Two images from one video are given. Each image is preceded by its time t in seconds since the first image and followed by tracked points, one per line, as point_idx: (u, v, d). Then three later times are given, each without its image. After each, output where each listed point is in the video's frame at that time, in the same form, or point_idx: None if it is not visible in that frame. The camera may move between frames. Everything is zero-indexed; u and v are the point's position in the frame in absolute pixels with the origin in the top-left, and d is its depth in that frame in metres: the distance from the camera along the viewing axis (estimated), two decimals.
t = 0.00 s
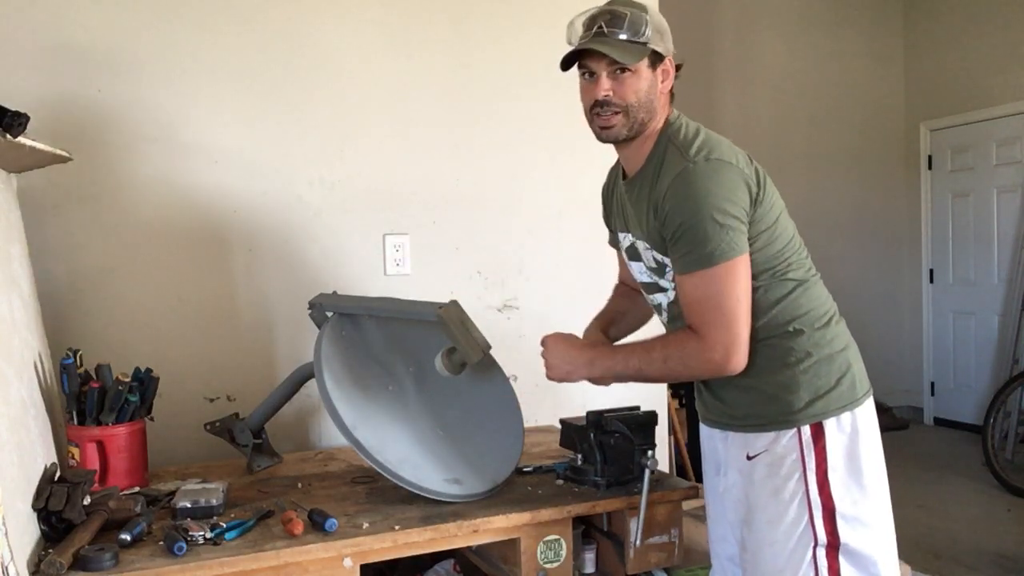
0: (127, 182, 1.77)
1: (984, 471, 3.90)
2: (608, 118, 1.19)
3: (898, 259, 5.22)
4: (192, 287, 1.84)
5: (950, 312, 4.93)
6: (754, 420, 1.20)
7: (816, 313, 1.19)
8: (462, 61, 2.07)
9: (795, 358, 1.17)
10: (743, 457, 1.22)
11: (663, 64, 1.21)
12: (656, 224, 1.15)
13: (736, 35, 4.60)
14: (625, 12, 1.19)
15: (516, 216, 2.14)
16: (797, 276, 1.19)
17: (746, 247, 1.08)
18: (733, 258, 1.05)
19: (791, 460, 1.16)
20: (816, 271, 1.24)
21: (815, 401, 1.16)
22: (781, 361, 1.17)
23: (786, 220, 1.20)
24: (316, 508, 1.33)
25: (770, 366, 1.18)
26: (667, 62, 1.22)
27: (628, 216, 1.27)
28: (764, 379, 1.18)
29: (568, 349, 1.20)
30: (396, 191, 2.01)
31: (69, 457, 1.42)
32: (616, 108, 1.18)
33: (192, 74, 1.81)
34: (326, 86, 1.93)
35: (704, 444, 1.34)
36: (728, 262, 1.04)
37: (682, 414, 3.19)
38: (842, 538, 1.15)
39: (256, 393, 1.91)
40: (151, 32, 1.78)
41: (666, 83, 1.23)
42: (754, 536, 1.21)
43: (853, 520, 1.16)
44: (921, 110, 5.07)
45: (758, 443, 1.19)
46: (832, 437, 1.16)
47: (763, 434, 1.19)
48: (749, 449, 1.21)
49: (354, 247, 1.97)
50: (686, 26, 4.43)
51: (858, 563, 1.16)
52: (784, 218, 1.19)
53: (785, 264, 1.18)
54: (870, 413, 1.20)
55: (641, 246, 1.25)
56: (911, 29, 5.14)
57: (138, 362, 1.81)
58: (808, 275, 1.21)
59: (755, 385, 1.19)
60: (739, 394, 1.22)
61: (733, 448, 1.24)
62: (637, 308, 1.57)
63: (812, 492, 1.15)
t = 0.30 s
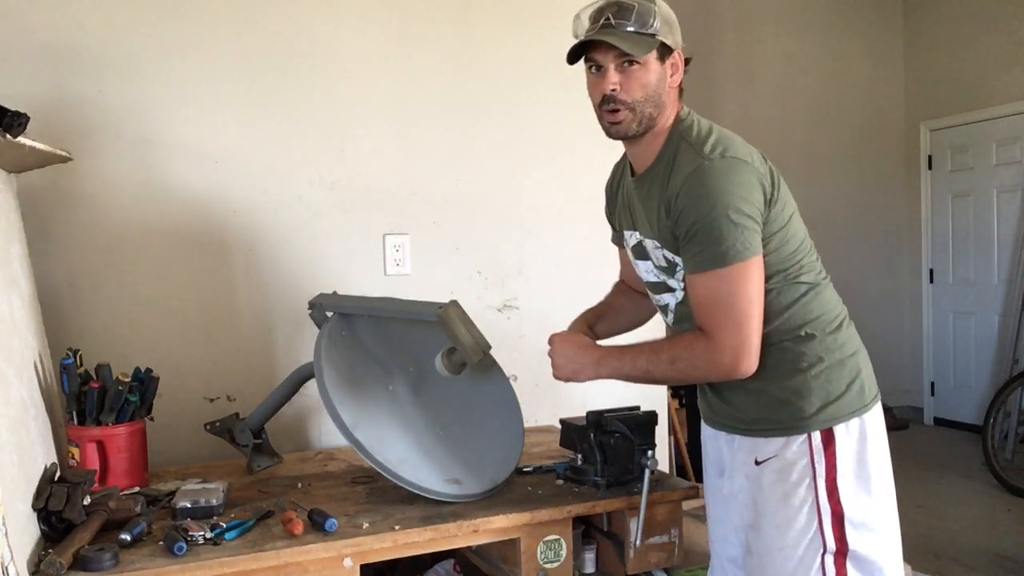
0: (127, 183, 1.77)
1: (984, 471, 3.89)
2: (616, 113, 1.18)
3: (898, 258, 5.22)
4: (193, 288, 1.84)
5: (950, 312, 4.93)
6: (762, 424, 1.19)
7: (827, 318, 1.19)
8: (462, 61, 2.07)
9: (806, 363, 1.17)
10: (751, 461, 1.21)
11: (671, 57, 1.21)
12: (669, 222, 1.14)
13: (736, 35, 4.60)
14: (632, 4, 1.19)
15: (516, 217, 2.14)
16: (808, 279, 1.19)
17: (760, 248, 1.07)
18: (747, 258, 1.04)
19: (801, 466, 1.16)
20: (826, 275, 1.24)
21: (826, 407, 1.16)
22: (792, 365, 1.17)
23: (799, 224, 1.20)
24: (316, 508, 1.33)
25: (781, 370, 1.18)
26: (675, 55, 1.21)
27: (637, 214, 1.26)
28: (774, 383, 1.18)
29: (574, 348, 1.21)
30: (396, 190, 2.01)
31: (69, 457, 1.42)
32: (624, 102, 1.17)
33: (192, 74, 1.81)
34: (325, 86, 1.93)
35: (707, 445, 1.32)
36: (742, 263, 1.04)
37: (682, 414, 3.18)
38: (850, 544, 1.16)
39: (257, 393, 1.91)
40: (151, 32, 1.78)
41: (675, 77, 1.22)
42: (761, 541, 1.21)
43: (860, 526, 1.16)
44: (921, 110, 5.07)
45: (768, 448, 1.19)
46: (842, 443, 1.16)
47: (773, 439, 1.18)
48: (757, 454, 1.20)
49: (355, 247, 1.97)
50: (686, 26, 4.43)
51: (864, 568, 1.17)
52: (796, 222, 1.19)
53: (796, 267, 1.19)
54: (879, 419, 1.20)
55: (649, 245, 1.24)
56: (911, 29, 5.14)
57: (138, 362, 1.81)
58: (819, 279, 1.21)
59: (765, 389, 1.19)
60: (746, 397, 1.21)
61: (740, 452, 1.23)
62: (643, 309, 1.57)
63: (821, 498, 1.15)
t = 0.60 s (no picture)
0: (127, 183, 1.77)
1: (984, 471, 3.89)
2: (592, 132, 1.19)
3: (898, 258, 5.22)
4: (193, 288, 1.84)
5: (950, 312, 4.93)
6: (769, 428, 1.19)
7: (836, 320, 1.19)
8: (462, 61, 2.07)
9: (814, 366, 1.17)
10: (757, 464, 1.21)
11: (638, 63, 1.13)
12: (677, 223, 1.13)
13: (735, 35, 4.60)
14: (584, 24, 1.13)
15: (516, 217, 2.14)
16: (817, 282, 1.19)
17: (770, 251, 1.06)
18: (758, 263, 1.03)
19: (808, 470, 1.16)
20: (835, 277, 1.23)
21: (833, 411, 1.16)
22: (800, 369, 1.17)
23: (809, 225, 1.19)
24: (316, 508, 1.33)
25: (789, 373, 1.17)
26: (642, 59, 1.13)
27: (643, 212, 1.25)
28: (782, 387, 1.18)
29: (580, 360, 1.21)
30: (396, 191, 2.01)
31: (69, 457, 1.42)
32: (595, 124, 1.18)
33: (192, 74, 1.81)
34: (325, 86, 1.93)
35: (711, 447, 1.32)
36: (752, 267, 1.03)
37: (682, 414, 3.19)
38: (855, 549, 1.16)
39: (257, 393, 1.91)
40: (151, 32, 1.78)
41: (650, 78, 1.15)
42: (766, 545, 1.20)
43: (865, 531, 1.17)
44: (921, 110, 5.07)
45: (775, 452, 1.18)
46: (849, 448, 1.16)
47: (780, 442, 1.18)
48: (763, 457, 1.20)
49: (355, 247, 1.98)
50: (686, 26, 4.42)
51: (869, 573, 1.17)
52: (806, 223, 1.18)
53: (806, 269, 1.18)
54: (884, 422, 1.21)
55: (656, 246, 1.23)
56: (911, 29, 5.14)
57: (139, 362, 1.81)
58: (828, 281, 1.21)
59: (772, 392, 1.19)
60: (752, 401, 1.21)
61: (746, 455, 1.22)
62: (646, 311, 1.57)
63: (828, 503, 1.15)
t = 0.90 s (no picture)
0: (128, 183, 1.77)
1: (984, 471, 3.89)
2: (585, 141, 1.25)
3: (898, 259, 5.22)
4: (193, 288, 1.84)
5: (950, 312, 4.93)
6: (767, 434, 1.19)
7: (839, 327, 1.18)
8: (462, 61, 2.07)
9: (813, 374, 1.16)
10: (755, 471, 1.21)
11: (608, 72, 1.16)
12: (675, 224, 1.13)
13: (735, 35, 4.60)
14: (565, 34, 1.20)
15: (516, 217, 2.14)
16: (820, 288, 1.18)
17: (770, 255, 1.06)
18: (756, 268, 1.03)
19: (804, 480, 1.16)
20: (840, 282, 1.22)
21: (832, 420, 1.15)
22: (800, 375, 1.16)
23: (814, 229, 1.18)
24: (316, 508, 1.33)
25: (788, 380, 1.17)
26: (611, 68, 1.15)
27: (643, 212, 1.25)
28: (782, 393, 1.17)
29: (579, 356, 1.15)
30: (395, 191, 2.01)
31: (69, 457, 1.42)
32: (581, 133, 1.23)
33: (192, 74, 1.81)
34: (324, 86, 1.93)
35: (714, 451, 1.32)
36: (752, 273, 1.03)
37: (682, 414, 3.19)
38: (852, 561, 1.16)
39: (257, 394, 1.91)
40: (151, 32, 1.78)
41: (624, 86, 1.16)
42: (762, 552, 1.21)
43: (864, 543, 1.17)
44: (921, 110, 5.07)
45: (772, 460, 1.19)
46: (847, 458, 1.16)
47: (777, 450, 1.18)
48: (761, 464, 1.20)
49: (355, 247, 1.98)
50: (686, 26, 4.42)
51: None
52: (810, 225, 1.17)
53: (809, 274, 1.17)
54: (887, 431, 1.20)
55: (657, 247, 1.23)
56: (911, 29, 5.14)
57: (138, 363, 1.81)
58: (832, 287, 1.19)
59: (772, 399, 1.18)
60: (752, 406, 1.21)
61: (745, 461, 1.23)
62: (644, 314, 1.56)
63: (824, 514, 1.16)
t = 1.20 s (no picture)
0: (129, 183, 1.78)
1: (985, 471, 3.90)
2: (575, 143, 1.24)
3: (898, 259, 5.22)
4: (193, 288, 1.84)
5: (950, 312, 4.93)
6: (760, 444, 1.18)
7: (841, 336, 1.15)
8: (462, 61, 2.07)
9: (811, 384, 1.14)
10: (746, 481, 1.21)
11: (589, 75, 1.14)
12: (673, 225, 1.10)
13: (735, 35, 4.61)
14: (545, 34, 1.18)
15: (516, 217, 2.14)
16: (823, 294, 1.14)
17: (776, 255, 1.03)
18: (763, 268, 0.99)
19: (795, 493, 1.15)
20: (845, 288, 1.19)
21: (830, 432, 1.13)
22: (796, 385, 1.14)
23: (818, 233, 1.15)
24: (316, 508, 1.33)
25: (786, 390, 1.15)
26: (591, 71, 1.14)
27: (644, 212, 1.23)
28: (777, 402, 1.15)
29: (579, 347, 1.13)
30: (395, 191, 2.01)
31: (69, 457, 1.42)
32: (570, 135, 1.22)
33: (192, 74, 1.81)
34: (324, 86, 1.93)
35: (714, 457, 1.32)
36: (758, 273, 0.99)
37: (682, 414, 3.18)
38: None
39: (257, 394, 1.91)
40: (152, 32, 1.78)
41: (606, 88, 1.14)
42: (751, 563, 1.21)
43: (855, 559, 1.15)
44: (921, 110, 5.07)
45: (764, 470, 1.18)
46: (842, 471, 1.14)
47: (772, 460, 1.16)
48: (752, 475, 1.20)
49: (355, 247, 1.98)
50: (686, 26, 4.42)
51: None
52: (813, 228, 1.14)
53: (810, 279, 1.14)
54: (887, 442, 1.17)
55: (654, 247, 1.23)
56: (911, 29, 5.14)
57: (139, 363, 1.81)
58: (836, 293, 1.16)
59: (768, 409, 1.16)
60: (750, 414, 1.19)
61: (738, 470, 1.23)
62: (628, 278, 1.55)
63: (814, 529, 1.14)
